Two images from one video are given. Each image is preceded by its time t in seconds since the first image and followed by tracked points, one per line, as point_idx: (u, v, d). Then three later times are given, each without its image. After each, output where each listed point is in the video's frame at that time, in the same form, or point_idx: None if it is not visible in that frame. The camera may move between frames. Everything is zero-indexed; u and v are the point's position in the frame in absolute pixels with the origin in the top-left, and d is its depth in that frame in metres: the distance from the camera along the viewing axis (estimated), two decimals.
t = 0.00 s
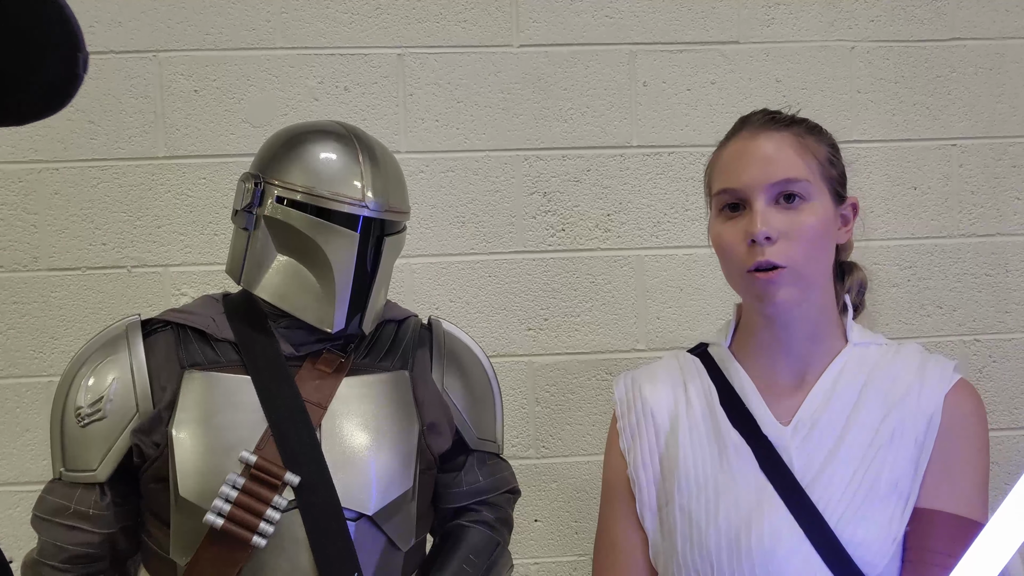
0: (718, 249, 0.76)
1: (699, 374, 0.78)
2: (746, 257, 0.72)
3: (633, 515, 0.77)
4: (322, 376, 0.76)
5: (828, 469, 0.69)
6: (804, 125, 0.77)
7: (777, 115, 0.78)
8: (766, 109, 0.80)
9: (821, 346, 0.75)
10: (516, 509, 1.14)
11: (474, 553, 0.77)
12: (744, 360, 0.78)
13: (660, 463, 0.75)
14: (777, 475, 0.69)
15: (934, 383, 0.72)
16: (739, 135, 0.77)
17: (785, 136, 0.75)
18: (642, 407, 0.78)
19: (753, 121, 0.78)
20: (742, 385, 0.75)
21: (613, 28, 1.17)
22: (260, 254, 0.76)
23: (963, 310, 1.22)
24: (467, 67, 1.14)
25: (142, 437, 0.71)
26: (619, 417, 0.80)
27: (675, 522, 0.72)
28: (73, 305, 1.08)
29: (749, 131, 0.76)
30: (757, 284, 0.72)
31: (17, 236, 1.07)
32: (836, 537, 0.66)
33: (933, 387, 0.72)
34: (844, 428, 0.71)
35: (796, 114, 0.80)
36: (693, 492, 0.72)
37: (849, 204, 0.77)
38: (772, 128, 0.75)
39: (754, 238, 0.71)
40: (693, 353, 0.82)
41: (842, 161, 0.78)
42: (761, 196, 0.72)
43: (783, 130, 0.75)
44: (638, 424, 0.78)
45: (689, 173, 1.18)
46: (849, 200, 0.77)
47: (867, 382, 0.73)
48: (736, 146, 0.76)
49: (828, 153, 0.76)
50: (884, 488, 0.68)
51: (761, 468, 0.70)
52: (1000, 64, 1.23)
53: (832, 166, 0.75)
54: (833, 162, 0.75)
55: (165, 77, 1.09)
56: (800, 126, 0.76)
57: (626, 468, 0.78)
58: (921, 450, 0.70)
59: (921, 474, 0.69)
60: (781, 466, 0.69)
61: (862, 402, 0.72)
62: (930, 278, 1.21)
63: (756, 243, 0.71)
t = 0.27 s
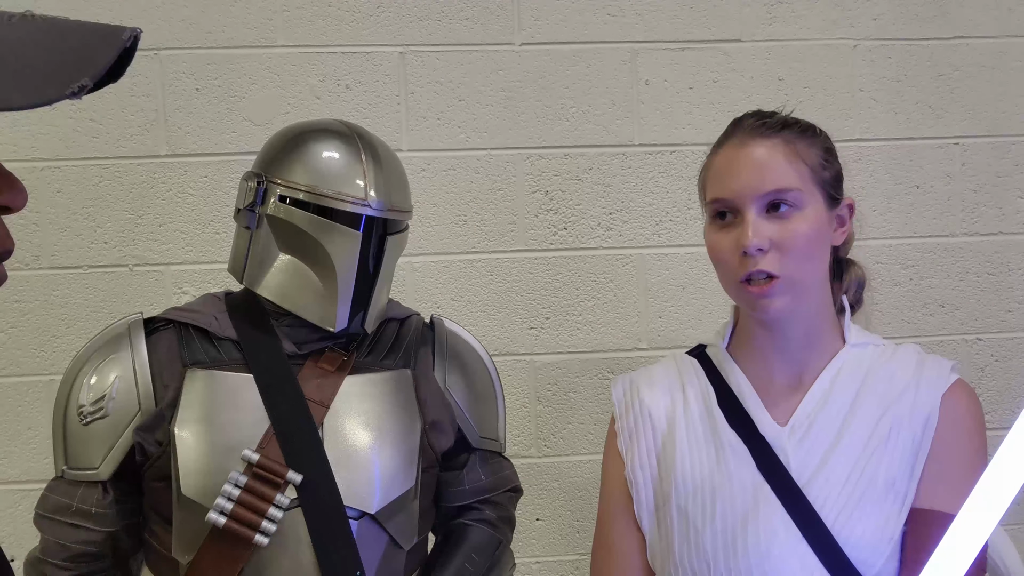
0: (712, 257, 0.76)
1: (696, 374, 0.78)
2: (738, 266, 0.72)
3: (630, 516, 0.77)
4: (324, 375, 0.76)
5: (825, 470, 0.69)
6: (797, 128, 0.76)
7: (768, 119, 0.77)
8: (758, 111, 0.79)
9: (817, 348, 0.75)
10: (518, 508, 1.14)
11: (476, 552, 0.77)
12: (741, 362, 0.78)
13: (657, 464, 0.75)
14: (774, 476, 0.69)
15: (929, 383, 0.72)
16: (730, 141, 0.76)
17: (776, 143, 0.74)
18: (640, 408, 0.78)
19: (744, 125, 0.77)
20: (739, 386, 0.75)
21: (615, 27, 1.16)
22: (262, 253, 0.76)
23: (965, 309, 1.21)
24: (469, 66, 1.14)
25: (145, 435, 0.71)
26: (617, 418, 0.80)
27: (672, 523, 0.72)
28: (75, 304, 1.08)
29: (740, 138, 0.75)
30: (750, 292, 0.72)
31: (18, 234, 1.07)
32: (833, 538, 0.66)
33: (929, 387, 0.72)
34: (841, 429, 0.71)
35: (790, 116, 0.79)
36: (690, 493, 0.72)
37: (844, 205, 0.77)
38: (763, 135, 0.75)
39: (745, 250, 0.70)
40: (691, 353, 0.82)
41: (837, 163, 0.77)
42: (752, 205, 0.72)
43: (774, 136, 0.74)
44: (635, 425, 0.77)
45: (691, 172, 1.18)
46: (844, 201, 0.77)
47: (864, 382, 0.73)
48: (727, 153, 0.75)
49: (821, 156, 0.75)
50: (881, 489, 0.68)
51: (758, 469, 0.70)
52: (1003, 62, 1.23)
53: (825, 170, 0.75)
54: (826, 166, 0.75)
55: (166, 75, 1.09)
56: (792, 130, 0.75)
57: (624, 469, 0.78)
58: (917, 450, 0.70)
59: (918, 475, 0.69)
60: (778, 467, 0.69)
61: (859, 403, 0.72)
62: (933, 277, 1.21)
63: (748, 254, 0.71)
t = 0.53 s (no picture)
0: (709, 245, 0.75)
1: (691, 372, 0.78)
2: (735, 252, 0.71)
3: (626, 516, 0.77)
4: (323, 372, 0.76)
5: (822, 470, 0.68)
6: (799, 121, 0.76)
7: (770, 111, 0.77)
8: (760, 105, 0.79)
9: (813, 345, 0.75)
10: (518, 506, 1.14)
11: (476, 550, 0.77)
12: (737, 360, 0.78)
13: (653, 463, 0.75)
14: (771, 475, 0.68)
15: (927, 382, 0.71)
16: (731, 131, 0.76)
17: (778, 132, 0.74)
18: (635, 407, 0.77)
19: (746, 116, 0.77)
20: (735, 385, 0.75)
21: (616, 23, 1.16)
22: (260, 250, 0.76)
23: (967, 307, 1.21)
24: (469, 62, 1.13)
25: (143, 433, 0.71)
26: (613, 418, 0.79)
27: (669, 524, 0.72)
28: (73, 301, 1.07)
29: (742, 127, 0.76)
30: (745, 279, 0.71)
31: (16, 231, 1.06)
32: (831, 538, 0.65)
33: (926, 385, 0.71)
34: (838, 428, 0.70)
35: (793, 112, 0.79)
36: (687, 493, 0.71)
37: (844, 202, 0.77)
38: (765, 124, 0.75)
39: (743, 233, 0.70)
40: (687, 352, 0.81)
41: (839, 159, 0.77)
42: (751, 191, 0.72)
43: (776, 126, 0.74)
44: (631, 425, 0.77)
45: (691, 169, 1.17)
46: (844, 197, 0.76)
47: (862, 381, 0.73)
48: (728, 142, 0.75)
49: (822, 149, 0.75)
50: (879, 489, 0.68)
51: (755, 469, 0.69)
52: (1005, 59, 1.22)
53: (826, 163, 0.74)
54: (827, 159, 0.75)
55: (164, 72, 1.09)
56: (794, 123, 0.75)
57: (620, 470, 0.77)
58: (916, 449, 0.69)
59: (916, 474, 0.69)
60: (775, 467, 0.69)
61: (856, 402, 0.71)
62: (935, 275, 1.20)
63: (745, 238, 0.70)
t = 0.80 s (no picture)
0: (717, 240, 0.75)
1: (692, 370, 0.78)
2: (744, 248, 0.71)
3: (628, 515, 0.77)
4: (323, 372, 0.75)
5: (824, 469, 0.68)
6: (812, 121, 0.75)
7: (784, 109, 0.76)
8: (773, 102, 0.78)
9: (816, 344, 0.75)
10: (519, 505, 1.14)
11: (477, 549, 0.76)
12: (739, 358, 0.78)
13: (656, 462, 0.75)
14: (774, 475, 0.68)
15: (928, 381, 0.71)
16: (744, 127, 0.76)
17: (791, 131, 0.73)
18: (637, 406, 0.77)
19: (761, 112, 0.76)
20: (737, 383, 0.74)
21: (617, 21, 1.16)
22: (260, 248, 0.75)
23: (969, 306, 1.21)
24: (470, 61, 1.13)
25: (143, 432, 0.71)
26: (614, 416, 0.79)
27: (671, 523, 0.72)
28: (74, 300, 1.07)
29: (755, 124, 0.75)
30: (754, 277, 0.71)
31: (17, 230, 1.06)
32: (832, 537, 0.65)
33: (928, 384, 0.71)
34: (840, 427, 0.70)
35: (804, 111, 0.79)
36: (688, 492, 0.71)
37: (850, 202, 0.76)
38: (780, 122, 0.74)
39: (754, 232, 0.70)
40: (689, 350, 0.81)
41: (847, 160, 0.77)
42: (765, 188, 0.71)
43: (790, 125, 0.74)
44: (633, 424, 0.77)
45: (693, 168, 1.17)
46: (851, 199, 0.76)
47: (864, 380, 0.72)
48: (741, 138, 0.75)
49: (834, 150, 0.75)
50: (880, 487, 0.67)
51: (757, 468, 0.69)
52: (1008, 57, 1.22)
53: (836, 164, 0.74)
54: (837, 160, 0.74)
55: (165, 70, 1.09)
56: (808, 122, 0.75)
57: (621, 468, 0.77)
58: (917, 448, 0.69)
59: (918, 473, 0.68)
60: (778, 465, 0.69)
61: (858, 401, 0.71)
62: (937, 274, 1.20)
63: (756, 237, 0.70)
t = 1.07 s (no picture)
0: (718, 245, 0.75)
1: (700, 369, 0.77)
2: (742, 254, 0.71)
3: (633, 513, 0.76)
4: (325, 372, 0.75)
5: (830, 469, 0.68)
6: (813, 121, 0.74)
7: (783, 110, 0.75)
8: (775, 103, 0.77)
9: (823, 345, 0.74)
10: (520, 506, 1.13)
11: (478, 551, 0.76)
12: (746, 358, 0.77)
13: (662, 461, 0.74)
14: (780, 475, 0.68)
15: (937, 382, 0.71)
16: (743, 131, 0.75)
17: (788, 134, 0.73)
18: (644, 404, 0.77)
19: (759, 115, 0.76)
20: (746, 385, 0.74)
21: (620, 21, 1.15)
22: (262, 248, 0.75)
23: (973, 306, 1.20)
24: (472, 60, 1.13)
25: (144, 433, 0.71)
26: (620, 414, 0.79)
27: (676, 521, 0.72)
28: (75, 300, 1.07)
29: (753, 127, 0.74)
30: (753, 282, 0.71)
31: (18, 230, 1.06)
32: (838, 538, 0.65)
33: (936, 386, 0.71)
34: (847, 427, 0.70)
35: (807, 109, 0.78)
36: (694, 491, 0.71)
37: (856, 202, 0.75)
38: (777, 125, 0.74)
39: (749, 238, 0.70)
40: (696, 349, 0.81)
41: (852, 159, 0.75)
42: (760, 194, 0.71)
43: (788, 127, 0.73)
44: (639, 421, 0.76)
45: (696, 168, 1.16)
46: (857, 198, 0.75)
47: (871, 380, 0.72)
48: (740, 142, 0.74)
49: (835, 151, 0.73)
50: (887, 488, 0.67)
51: (764, 468, 0.69)
52: (1013, 56, 1.21)
53: (838, 164, 0.73)
54: (839, 160, 0.73)
55: (166, 70, 1.08)
56: (808, 122, 0.74)
57: (627, 466, 0.77)
58: (924, 450, 0.69)
59: (925, 474, 0.68)
60: (784, 466, 0.68)
61: (865, 401, 0.71)
62: (941, 275, 1.20)
63: (752, 243, 0.70)
